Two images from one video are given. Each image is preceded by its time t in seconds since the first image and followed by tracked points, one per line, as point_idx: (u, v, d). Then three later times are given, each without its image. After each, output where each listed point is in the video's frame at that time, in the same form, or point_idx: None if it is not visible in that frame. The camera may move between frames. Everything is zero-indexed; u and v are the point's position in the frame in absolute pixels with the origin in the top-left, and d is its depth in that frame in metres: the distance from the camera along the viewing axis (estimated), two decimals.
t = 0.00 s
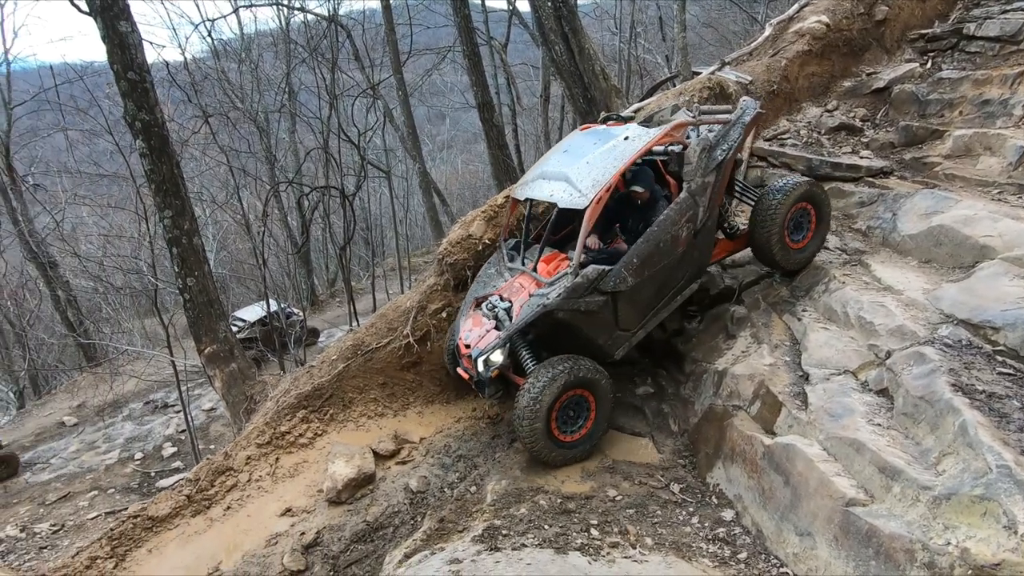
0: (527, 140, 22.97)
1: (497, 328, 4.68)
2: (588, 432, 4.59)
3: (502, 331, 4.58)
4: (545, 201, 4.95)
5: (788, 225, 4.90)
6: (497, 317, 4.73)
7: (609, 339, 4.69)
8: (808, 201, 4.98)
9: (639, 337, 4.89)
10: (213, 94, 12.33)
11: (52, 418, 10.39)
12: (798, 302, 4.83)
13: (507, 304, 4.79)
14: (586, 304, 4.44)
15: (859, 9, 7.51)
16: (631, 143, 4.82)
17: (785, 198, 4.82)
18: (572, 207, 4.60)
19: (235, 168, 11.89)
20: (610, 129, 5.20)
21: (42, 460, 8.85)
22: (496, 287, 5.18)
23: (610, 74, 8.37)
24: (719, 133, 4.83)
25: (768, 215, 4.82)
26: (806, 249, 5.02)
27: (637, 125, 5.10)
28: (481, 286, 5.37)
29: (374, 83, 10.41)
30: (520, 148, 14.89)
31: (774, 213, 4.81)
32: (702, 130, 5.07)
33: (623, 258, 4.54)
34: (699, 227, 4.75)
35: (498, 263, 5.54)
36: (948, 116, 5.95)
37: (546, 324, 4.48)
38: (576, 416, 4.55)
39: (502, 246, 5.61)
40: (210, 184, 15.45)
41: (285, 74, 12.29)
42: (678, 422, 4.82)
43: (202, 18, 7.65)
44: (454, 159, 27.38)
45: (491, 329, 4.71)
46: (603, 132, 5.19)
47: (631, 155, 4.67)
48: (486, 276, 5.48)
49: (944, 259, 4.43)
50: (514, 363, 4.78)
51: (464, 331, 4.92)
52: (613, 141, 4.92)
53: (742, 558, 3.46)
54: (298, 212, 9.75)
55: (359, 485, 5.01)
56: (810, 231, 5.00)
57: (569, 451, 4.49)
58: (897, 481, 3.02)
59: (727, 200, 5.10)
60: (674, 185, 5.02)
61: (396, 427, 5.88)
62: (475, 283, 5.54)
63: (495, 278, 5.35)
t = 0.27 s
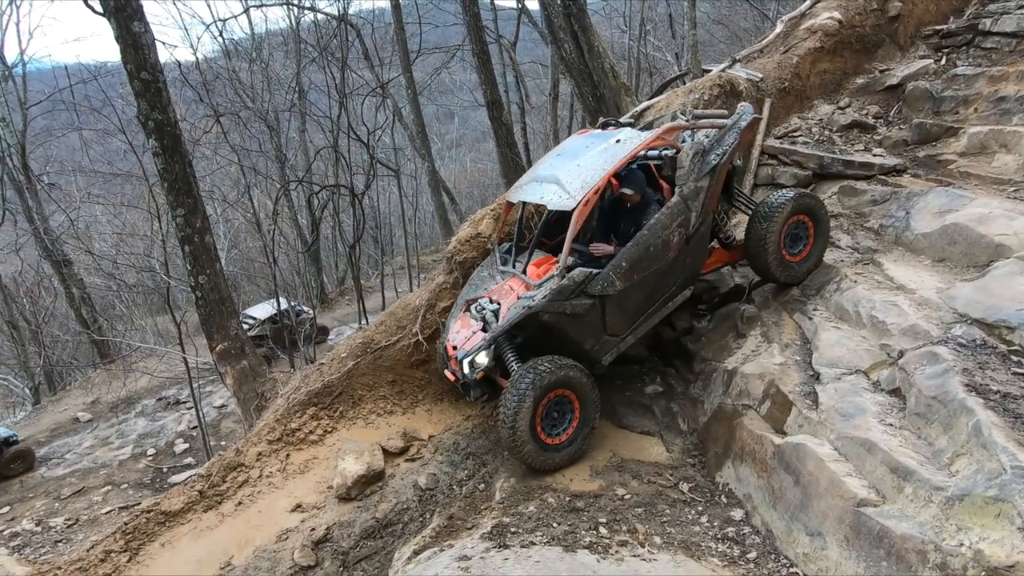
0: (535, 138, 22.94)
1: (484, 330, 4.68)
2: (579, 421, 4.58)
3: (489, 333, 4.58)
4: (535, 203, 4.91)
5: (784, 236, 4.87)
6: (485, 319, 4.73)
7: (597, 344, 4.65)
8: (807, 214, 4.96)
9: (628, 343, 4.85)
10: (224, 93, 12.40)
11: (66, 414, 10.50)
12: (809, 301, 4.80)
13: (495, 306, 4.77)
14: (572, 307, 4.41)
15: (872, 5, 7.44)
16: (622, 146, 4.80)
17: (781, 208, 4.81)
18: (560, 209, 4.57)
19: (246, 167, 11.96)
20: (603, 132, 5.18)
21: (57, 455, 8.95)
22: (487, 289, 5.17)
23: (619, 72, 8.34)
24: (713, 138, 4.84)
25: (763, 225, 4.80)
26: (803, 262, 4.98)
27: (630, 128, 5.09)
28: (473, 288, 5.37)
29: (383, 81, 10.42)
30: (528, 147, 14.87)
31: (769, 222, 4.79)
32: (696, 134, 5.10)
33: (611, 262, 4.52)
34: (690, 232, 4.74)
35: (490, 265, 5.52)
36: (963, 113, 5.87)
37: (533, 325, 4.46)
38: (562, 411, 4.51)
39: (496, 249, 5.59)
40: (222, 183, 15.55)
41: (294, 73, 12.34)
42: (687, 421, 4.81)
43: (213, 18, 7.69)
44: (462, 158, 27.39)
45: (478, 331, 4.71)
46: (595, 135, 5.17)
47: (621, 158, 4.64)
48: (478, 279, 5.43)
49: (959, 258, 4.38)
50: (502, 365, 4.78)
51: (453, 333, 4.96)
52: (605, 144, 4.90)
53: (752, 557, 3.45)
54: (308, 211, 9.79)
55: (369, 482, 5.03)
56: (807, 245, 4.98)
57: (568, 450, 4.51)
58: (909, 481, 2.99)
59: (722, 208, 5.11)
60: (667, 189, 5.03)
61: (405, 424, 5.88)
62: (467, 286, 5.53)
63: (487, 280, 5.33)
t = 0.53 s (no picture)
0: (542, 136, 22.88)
1: (478, 335, 4.69)
2: (574, 411, 4.52)
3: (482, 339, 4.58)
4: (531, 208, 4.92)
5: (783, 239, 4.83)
6: (480, 324, 4.73)
7: (592, 349, 4.61)
8: (806, 216, 4.91)
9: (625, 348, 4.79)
10: (233, 91, 12.45)
11: (78, 410, 10.60)
12: (818, 299, 4.77)
13: (490, 311, 4.77)
14: (566, 312, 4.38)
15: None
16: (616, 150, 4.79)
17: (780, 211, 4.77)
18: (555, 214, 4.58)
19: (255, 165, 12.01)
20: (599, 137, 5.19)
21: (69, 450, 9.04)
22: (484, 294, 5.18)
23: (627, 69, 8.30)
24: (710, 142, 4.81)
25: (762, 228, 4.76)
26: (804, 265, 4.93)
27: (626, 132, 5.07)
28: (470, 294, 5.38)
29: (390, 79, 10.43)
30: (536, 144, 14.82)
31: (767, 225, 4.75)
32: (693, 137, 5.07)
33: (606, 267, 4.49)
34: (687, 236, 4.70)
35: (488, 271, 5.54)
36: (975, 109, 5.81)
37: (528, 330, 4.43)
38: (554, 410, 4.45)
39: (493, 255, 5.60)
40: (230, 181, 15.62)
41: (302, 71, 12.37)
42: (694, 419, 4.80)
43: (222, 18, 7.73)
44: (470, 156, 27.37)
45: (473, 336, 4.72)
46: (591, 139, 5.18)
47: (616, 161, 4.64)
48: (475, 284, 5.51)
49: (971, 255, 4.34)
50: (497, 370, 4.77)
51: (449, 338, 4.97)
52: (600, 148, 4.90)
53: (760, 555, 3.44)
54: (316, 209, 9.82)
55: (376, 478, 5.05)
56: (807, 250, 4.93)
57: (570, 445, 4.51)
58: (919, 480, 2.98)
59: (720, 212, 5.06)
60: (664, 193, 4.99)
61: (412, 421, 5.87)
62: (465, 291, 5.56)
63: (484, 285, 5.34)
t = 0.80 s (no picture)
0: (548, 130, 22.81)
1: (471, 329, 4.68)
2: (565, 399, 4.53)
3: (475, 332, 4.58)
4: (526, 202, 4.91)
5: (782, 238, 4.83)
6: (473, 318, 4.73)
7: (586, 344, 4.61)
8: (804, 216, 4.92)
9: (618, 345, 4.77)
10: (239, 85, 12.46)
11: (88, 402, 10.70)
12: (825, 293, 4.75)
13: (484, 305, 4.77)
14: (559, 306, 4.38)
15: None
16: (613, 144, 4.78)
17: (778, 210, 4.77)
18: (549, 207, 4.57)
19: (261, 159, 12.03)
20: (596, 133, 5.18)
21: (79, 442, 9.12)
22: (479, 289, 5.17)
23: (634, 62, 8.26)
24: (706, 138, 4.83)
25: (760, 227, 4.77)
26: (803, 264, 4.92)
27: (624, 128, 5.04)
28: (466, 289, 5.38)
29: (396, 72, 10.41)
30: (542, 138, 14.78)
31: (766, 223, 4.76)
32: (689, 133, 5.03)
33: (601, 262, 4.49)
34: (683, 233, 4.68)
35: (484, 266, 5.53)
36: (986, 102, 5.76)
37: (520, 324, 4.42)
38: (545, 404, 4.45)
39: (489, 250, 5.59)
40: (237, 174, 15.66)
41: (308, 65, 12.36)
42: (699, 412, 4.80)
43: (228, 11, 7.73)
44: (475, 150, 27.32)
45: (466, 330, 4.72)
46: (588, 135, 5.17)
47: (611, 156, 4.64)
48: (471, 279, 5.51)
49: (980, 249, 4.31)
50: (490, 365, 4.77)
51: (443, 332, 4.97)
52: (596, 143, 4.89)
53: (764, 548, 3.45)
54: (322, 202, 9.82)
55: (382, 470, 5.07)
56: (806, 249, 4.93)
57: (567, 432, 4.54)
58: (925, 474, 2.97)
59: (717, 210, 5.05)
60: (660, 189, 4.96)
61: (418, 414, 5.87)
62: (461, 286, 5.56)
63: (480, 281, 5.33)
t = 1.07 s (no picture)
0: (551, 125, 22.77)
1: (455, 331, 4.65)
2: (546, 393, 4.45)
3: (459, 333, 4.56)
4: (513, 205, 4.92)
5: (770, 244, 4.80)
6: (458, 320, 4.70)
7: (569, 347, 4.56)
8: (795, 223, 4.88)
9: (604, 349, 4.73)
10: (242, 81, 12.46)
11: (93, 397, 10.75)
12: (828, 290, 4.74)
13: (469, 307, 4.73)
14: (543, 308, 4.34)
15: None
16: (599, 147, 4.78)
17: (767, 215, 4.73)
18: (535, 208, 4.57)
19: (264, 155, 12.04)
20: (584, 137, 5.21)
21: (84, 436, 9.17)
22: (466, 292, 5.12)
23: (637, 57, 8.23)
24: (694, 142, 4.84)
25: (748, 232, 4.75)
26: (793, 271, 4.89)
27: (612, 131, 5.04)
28: (453, 292, 5.35)
29: (399, 68, 10.39)
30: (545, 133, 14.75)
31: (755, 228, 4.72)
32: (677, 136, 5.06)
33: (586, 263, 4.47)
34: (669, 237, 4.68)
35: (472, 270, 5.51)
36: (992, 97, 5.72)
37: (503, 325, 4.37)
38: (526, 406, 4.38)
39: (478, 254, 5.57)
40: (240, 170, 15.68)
41: (310, 60, 12.35)
42: (701, 408, 4.80)
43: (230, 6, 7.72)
44: (478, 145, 27.28)
45: (450, 332, 4.69)
46: (576, 139, 5.20)
47: (597, 158, 4.65)
48: (459, 283, 5.47)
49: (984, 244, 4.29)
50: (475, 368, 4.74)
51: (428, 335, 4.96)
52: (583, 146, 4.92)
53: (766, 543, 3.46)
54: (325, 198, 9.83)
55: (385, 464, 5.08)
56: (796, 255, 4.89)
57: (555, 424, 4.50)
58: (926, 469, 2.98)
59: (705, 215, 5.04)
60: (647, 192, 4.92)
61: (420, 409, 5.88)
62: (449, 289, 5.54)
63: (468, 284, 5.30)
